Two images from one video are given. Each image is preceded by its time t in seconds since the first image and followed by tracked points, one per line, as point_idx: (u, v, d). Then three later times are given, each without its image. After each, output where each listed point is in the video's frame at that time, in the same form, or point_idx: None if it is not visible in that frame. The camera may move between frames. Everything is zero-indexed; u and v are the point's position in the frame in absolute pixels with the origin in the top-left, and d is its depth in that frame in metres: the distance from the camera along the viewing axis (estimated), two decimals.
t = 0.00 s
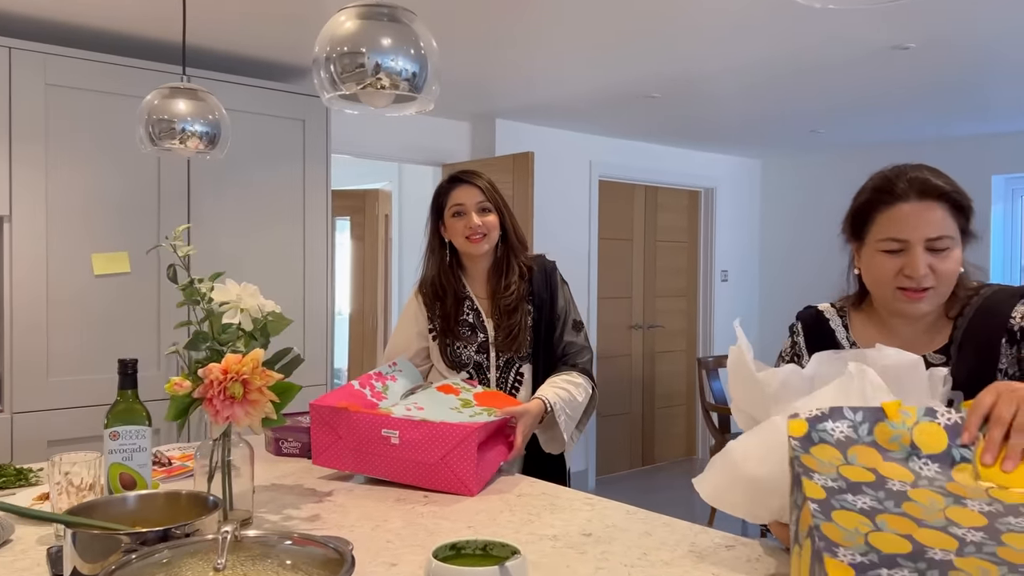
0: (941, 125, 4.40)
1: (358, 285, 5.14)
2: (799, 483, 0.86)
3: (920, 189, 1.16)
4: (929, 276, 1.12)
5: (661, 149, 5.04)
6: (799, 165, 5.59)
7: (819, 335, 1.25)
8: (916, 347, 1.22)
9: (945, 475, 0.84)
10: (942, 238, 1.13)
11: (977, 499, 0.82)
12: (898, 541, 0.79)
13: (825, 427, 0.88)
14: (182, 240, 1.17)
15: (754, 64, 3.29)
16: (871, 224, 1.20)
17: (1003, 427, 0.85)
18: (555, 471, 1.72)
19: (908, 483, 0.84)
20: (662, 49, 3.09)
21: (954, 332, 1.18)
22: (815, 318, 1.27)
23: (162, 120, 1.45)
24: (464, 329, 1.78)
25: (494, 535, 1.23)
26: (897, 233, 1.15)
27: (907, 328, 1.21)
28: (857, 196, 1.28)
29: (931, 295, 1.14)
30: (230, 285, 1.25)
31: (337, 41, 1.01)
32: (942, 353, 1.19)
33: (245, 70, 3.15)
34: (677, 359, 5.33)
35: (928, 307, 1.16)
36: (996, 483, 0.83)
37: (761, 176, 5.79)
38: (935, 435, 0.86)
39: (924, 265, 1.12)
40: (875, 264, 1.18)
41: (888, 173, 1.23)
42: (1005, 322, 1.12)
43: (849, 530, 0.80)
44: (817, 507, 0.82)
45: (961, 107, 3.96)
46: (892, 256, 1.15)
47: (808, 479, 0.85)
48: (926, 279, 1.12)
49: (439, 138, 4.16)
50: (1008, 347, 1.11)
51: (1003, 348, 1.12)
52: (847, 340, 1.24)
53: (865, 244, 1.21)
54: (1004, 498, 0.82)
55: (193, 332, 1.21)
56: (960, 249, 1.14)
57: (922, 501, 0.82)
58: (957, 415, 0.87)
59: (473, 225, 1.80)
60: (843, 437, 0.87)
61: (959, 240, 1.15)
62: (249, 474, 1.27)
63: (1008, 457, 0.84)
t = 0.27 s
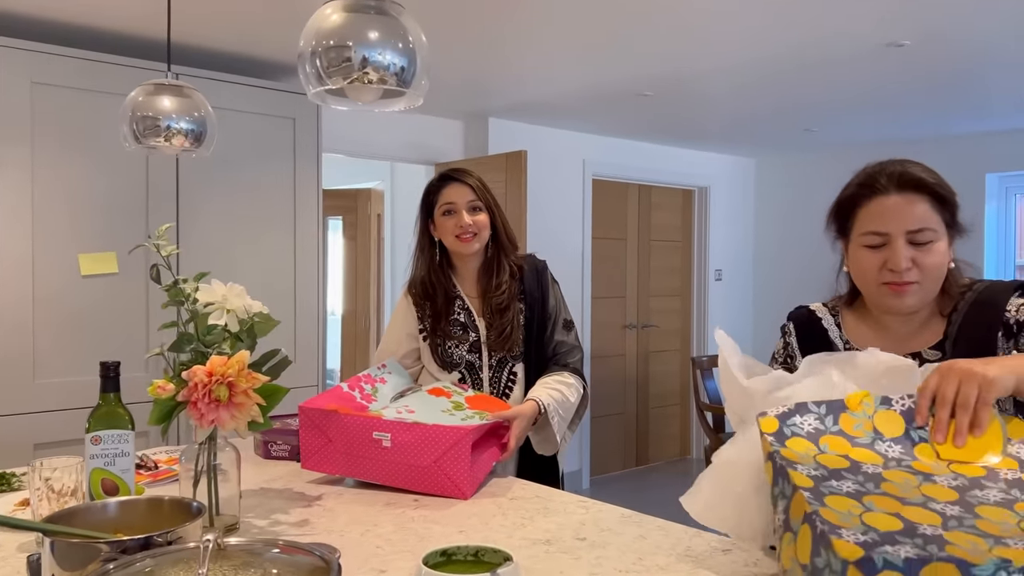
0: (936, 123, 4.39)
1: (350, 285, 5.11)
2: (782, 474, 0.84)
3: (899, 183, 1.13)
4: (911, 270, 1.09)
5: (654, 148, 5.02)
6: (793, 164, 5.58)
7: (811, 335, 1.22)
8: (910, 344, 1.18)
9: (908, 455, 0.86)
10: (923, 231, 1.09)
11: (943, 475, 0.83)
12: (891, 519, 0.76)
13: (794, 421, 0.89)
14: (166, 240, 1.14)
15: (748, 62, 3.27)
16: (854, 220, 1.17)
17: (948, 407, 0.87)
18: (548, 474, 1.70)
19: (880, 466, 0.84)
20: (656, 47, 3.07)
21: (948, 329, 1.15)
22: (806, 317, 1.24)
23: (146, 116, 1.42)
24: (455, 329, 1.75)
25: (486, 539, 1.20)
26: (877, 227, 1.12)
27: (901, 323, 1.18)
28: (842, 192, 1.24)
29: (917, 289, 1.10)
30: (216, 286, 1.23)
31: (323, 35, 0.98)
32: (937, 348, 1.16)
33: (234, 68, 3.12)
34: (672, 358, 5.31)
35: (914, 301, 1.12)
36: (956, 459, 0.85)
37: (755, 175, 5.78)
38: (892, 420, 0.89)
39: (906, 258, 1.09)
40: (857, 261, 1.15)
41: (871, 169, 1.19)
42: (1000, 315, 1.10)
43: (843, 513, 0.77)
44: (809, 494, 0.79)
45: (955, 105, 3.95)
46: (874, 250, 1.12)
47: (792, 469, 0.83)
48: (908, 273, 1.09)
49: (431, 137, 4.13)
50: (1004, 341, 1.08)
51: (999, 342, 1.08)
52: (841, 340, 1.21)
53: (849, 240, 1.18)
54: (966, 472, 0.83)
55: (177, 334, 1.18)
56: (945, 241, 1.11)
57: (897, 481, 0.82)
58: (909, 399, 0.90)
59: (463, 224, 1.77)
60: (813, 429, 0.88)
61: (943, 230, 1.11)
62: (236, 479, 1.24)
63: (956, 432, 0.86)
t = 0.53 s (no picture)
0: (923, 121, 4.40)
1: (337, 283, 5.08)
2: (790, 467, 0.80)
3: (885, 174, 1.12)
4: (897, 262, 1.07)
5: (642, 145, 5.01)
6: (780, 161, 5.58)
7: (801, 331, 1.22)
8: (902, 341, 1.16)
9: (891, 450, 0.86)
10: (909, 222, 1.08)
11: (933, 460, 0.82)
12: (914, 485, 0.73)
13: (780, 428, 0.87)
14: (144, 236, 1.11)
15: (735, 59, 3.26)
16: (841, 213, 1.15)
17: (909, 400, 0.88)
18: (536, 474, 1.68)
19: (873, 458, 0.83)
20: (643, 43, 3.05)
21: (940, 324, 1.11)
22: (797, 314, 1.24)
23: (125, 110, 1.39)
24: (441, 326, 1.73)
25: (473, 540, 1.18)
26: (863, 219, 1.10)
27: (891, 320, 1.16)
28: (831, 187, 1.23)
29: (905, 284, 1.09)
30: (197, 283, 1.20)
31: (304, 24, 0.96)
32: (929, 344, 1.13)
33: (217, 62, 3.08)
34: (660, 356, 5.31)
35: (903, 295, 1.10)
36: (931, 448, 0.86)
37: (742, 173, 5.78)
38: (868, 422, 0.89)
39: (892, 250, 1.07)
40: (845, 255, 1.13)
41: (857, 163, 1.18)
42: (992, 312, 1.05)
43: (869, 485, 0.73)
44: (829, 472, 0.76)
45: (941, 102, 3.95)
46: (860, 243, 1.11)
47: (799, 460, 0.79)
48: (895, 265, 1.07)
49: (418, 133, 4.10)
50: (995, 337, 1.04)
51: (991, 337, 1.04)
52: (832, 337, 1.20)
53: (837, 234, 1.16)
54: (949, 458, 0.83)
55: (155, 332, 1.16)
56: (932, 233, 1.09)
57: (900, 465, 0.79)
58: (879, 399, 0.90)
59: (447, 220, 1.75)
60: (798, 433, 0.86)
61: (930, 223, 1.09)
62: (217, 480, 1.22)
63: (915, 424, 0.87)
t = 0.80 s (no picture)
0: (900, 118, 4.43)
1: (315, 279, 5.04)
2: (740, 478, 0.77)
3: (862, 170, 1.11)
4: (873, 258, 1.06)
5: (622, 141, 5.00)
6: (759, 157, 5.60)
7: (784, 329, 1.22)
8: (882, 337, 1.16)
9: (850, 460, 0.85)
10: (884, 218, 1.07)
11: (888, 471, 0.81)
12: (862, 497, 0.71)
13: (738, 438, 0.84)
14: (111, 230, 1.09)
15: (715, 54, 3.26)
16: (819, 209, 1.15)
17: (868, 410, 0.87)
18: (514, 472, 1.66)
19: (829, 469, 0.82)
20: (622, 38, 3.04)
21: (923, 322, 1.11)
22: (780, 312, 1.25)
23: (93, 101, 1.36)
24: (416, 323, 1.71)
25: (448, 540, 1.16)
26: (839, 214, 1.09)
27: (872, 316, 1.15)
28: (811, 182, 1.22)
29: (880, 279, 1.08)
30: (167, 278, 1.17)
31: (274, 14, 0.96)
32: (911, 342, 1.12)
33: (191, 54, 3.03)
34: (640, 352, 5.31)
35: (881, 292, 1.10)
36: (889, 457, 0.84)
37: (722, 169, 5.80)
38: (828, 435, 0.87)
39: (868, 246, 1.06)
40: (823, 251, 1.12)
41: (836, 158, 1.17)
42: (973, 309, 1.05)
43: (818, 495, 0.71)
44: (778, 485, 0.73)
45: (918, 99, 3.98)
46: (837, 239, 1.10)
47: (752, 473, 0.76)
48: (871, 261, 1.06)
49: (397, 128, 4.07)
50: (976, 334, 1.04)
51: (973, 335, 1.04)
52: (814, 333, 1.20)
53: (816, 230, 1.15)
54: (907, 469, 0.81)
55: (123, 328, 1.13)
56: (909, 229, 1.08)
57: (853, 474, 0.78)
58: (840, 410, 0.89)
59: (424, 215, 1.73)
60: (757, 443, 0.84)
61: (907, 218, 1.08)
62: (187, 481, 1.19)
63: (871, 433, 0.86)
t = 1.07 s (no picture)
0: (872, 112, 4.47)
1: (287, 272, 4.98)
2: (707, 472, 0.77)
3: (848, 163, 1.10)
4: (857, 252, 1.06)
5: (598, 133, 5.00)
6: (733, 151, 5.62)
7: (768, 319, 1.22)
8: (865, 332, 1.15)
9: (833, 434, 0.83)
10: (868, 211, 1.07)
11: (867, 452, 0.80)
12: (818, 503, 0.71)
13: (717, 417, 0.83)
14: (70, 222, 1.05)
15: (691, 47, 3.25)
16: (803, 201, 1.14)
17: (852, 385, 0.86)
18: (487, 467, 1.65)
19: (805, 454, 0.80)
20: (598, 30, 3.02)
21: (904, 315, 1.11)
22: (764, 303, 1.24)
23: (53, 87, 1.32)
24: (387, 317, 1.69)
25: (420, 537, 1.15)
26: (825, 207, 1.09)
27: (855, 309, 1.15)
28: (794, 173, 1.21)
29: (863, 274, 1.08)
30: (131, 271, 1.14)
31: None
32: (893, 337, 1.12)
33: (159, 41, 2.97)
34: (615, 345, 5.32)
35: (863, 286, 1.09)
36: (872, 435, 0.83)
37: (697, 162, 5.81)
38: (811, 410, 0.85)
39: (851, 240, 1.06)
40: (807, 244, 1.12)
41: (822, 150, 1.16)
42: (956, 303, 1.06)
43: (771, 500, 0.72)
44: (736, 487, 0.73)
45: (890, 94, 4.01)
46: (821, 232, 1.09)
47: (716, 465, 0.77)
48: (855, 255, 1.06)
49: (370, 119, 4.03)
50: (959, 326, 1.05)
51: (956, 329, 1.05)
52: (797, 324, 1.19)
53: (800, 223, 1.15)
54: (889, 447, 0.81)
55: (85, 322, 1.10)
56: (893, 223, 1.08)
57: (822, 467, 0.77)
58: (825, 388, 0.88)
59: (408, 208, 1.71)
60: (736, 422, 0.83)
61: (892, 213, 1.08)
62: (152, 478, 1.16)
63: (854, 408, 0.84)
